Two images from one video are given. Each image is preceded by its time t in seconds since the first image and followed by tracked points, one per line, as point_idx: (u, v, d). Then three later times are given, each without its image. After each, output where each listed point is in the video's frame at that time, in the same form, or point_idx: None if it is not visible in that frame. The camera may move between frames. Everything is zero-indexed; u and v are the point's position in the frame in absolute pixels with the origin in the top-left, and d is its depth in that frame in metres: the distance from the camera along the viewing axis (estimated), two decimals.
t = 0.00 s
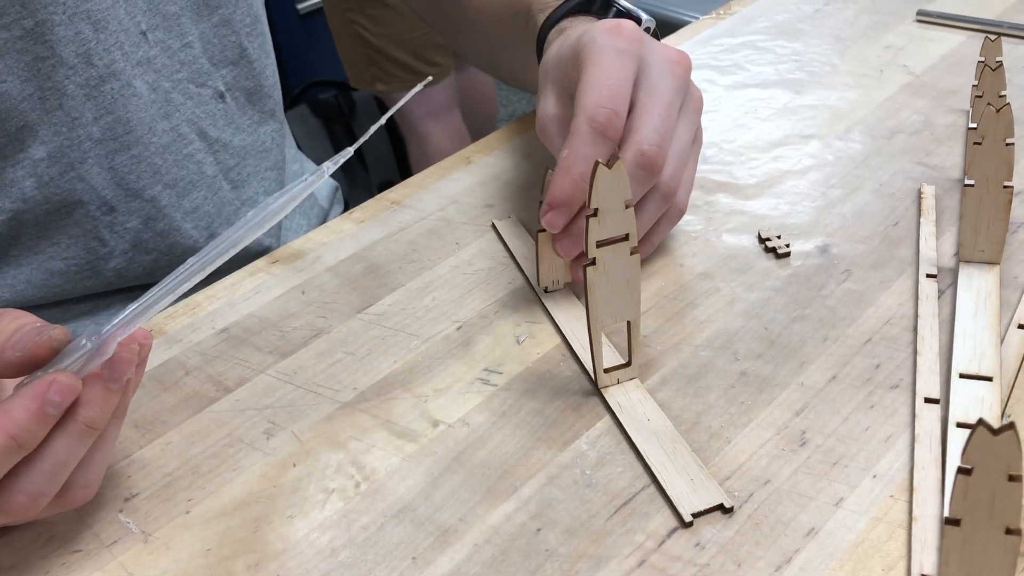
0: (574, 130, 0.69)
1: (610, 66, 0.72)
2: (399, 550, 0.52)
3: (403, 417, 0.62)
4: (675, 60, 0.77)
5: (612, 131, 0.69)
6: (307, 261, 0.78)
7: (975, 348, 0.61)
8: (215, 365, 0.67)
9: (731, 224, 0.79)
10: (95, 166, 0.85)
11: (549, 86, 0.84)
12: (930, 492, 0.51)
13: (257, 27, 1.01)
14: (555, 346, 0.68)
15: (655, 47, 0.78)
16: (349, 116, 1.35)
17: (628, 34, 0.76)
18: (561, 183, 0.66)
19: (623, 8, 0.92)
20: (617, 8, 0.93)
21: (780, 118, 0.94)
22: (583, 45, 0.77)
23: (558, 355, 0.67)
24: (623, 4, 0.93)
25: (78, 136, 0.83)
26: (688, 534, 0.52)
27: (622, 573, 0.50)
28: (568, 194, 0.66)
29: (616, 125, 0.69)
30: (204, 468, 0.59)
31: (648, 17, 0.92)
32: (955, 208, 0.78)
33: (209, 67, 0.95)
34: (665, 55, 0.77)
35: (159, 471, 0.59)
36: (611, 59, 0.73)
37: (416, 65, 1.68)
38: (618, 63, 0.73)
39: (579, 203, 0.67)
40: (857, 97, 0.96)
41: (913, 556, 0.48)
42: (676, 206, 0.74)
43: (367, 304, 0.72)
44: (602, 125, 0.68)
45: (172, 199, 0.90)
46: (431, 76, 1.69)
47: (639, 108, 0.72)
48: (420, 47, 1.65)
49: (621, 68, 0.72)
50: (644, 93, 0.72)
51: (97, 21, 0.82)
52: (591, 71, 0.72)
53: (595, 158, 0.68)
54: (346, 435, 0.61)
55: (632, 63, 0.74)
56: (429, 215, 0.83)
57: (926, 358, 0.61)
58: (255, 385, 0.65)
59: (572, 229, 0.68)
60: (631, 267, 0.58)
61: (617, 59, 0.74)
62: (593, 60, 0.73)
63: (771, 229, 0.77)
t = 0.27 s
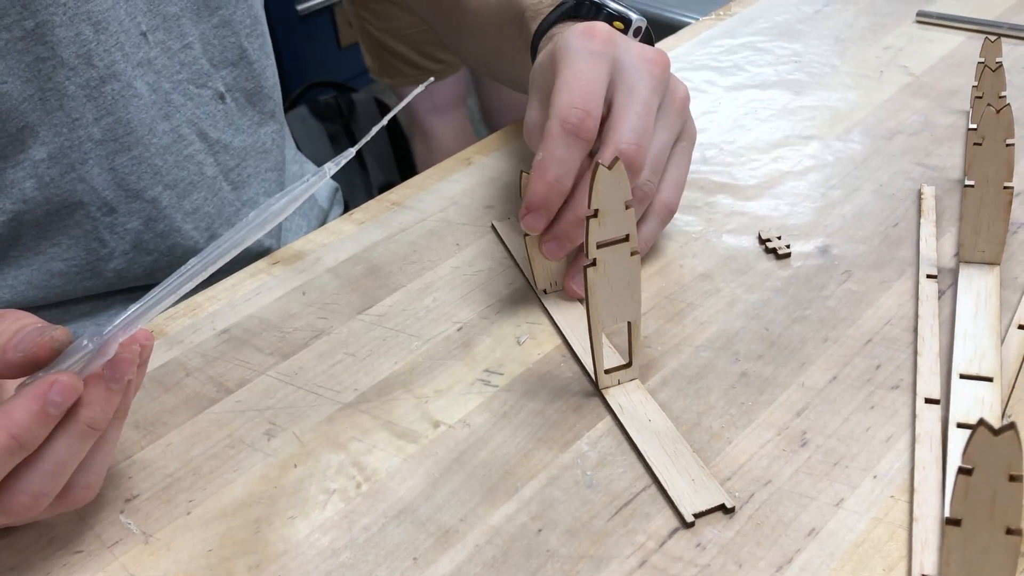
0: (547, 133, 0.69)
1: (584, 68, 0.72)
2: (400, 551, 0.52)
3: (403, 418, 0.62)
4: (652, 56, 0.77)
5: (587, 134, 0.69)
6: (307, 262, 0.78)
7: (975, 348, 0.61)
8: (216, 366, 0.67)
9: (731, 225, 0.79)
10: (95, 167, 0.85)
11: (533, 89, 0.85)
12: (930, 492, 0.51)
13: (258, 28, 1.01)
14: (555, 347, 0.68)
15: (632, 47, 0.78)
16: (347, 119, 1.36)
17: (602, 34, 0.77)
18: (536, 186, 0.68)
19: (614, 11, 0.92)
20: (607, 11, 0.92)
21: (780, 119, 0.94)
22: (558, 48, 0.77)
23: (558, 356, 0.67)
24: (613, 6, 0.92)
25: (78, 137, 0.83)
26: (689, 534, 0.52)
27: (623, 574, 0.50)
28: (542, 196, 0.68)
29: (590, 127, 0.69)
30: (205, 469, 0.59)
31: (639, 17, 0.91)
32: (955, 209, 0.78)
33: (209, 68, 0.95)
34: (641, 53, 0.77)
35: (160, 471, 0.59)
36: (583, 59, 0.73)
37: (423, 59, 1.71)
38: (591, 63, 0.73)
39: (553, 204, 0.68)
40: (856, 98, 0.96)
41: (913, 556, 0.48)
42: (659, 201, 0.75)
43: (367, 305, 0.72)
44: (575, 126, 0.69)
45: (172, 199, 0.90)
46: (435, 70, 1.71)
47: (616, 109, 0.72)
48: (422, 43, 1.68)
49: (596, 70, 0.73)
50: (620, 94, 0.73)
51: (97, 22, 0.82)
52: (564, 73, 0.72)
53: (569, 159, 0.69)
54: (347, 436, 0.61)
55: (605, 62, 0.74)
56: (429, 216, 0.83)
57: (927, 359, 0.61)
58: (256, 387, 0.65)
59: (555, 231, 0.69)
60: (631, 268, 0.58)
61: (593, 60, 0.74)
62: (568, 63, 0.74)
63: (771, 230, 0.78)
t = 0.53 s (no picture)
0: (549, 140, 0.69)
1: (581, 74, 0.72)
2: (399, 552, 0.52)
3: (403, 420, 0.62)
4: (645, 59, 0.78)
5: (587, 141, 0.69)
6: (307, 263, 0.78)
7: (974, 349, 0.61)
8: (215, 368, 0.67)
9: (731, 227, 0.79)
10: (95, 166, 0.85)
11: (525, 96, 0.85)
12: (929, 494, 0.51)
13: (257, 29, 1.01)
14: (554, 349, 0.68)
15: (626, 50, 0.78)
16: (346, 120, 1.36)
17: (595, 40, 0.77)
18: (537, 194, 0.68)
19: (607, 15, 0.91)
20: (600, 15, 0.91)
21: (780, 120, 0.94)
22: (554, 54, 0.78)
23: (557, 357, 0.67)
24: (605, 10, 0.92)
25: (78, 137, 0.83)
26: (689, 536, 0.52)
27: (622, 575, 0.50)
28: (543, 204, 0.68)
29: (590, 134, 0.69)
30: (204, 470, 0.59)
31: (632, 21, 0.91)
32: (954, 210, 0.78)
33: (209, 68, 0.95)
34: (636, 56, 0.77)
35: (159, 473, 0.59)
36: (580, 66, 0.74)
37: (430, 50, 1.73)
38: (588, 69, 0.73)
39: (554, 211, 0.69)
40: (856, 100, 0.96)
41: (912, 558, 0.48)
42: (656, 203, 0.75)
43: (367, 307, 0.72)
44: (578, 134, 0.69)
45: (171, 199, 0.90)
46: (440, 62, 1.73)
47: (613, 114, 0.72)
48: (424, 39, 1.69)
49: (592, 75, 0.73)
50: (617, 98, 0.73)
51: (96, 22, 0.83)
52: (561, 80, 0.73)
53: (571, 166, 0.69)
54: (346, 437, 0.61)
55: (601, 68, 0.74)
56: (429, 217, 0.83)
57: (926, 360, 0.61)
58: (255, 388, 0.65)
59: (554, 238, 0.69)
60: (630, 269, 0.58)
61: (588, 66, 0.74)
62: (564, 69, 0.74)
63: (770, 231, 0.78)
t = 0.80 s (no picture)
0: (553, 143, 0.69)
1: (583, 76, 0.72)
2: (400, 552, 0.52)
3: (404, 419, 0.62)
4: (645, 60, 0.78)
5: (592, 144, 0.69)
6: (308, 263, 0.78)
7: (975, 349, 0.61)
8: (216, 367, 0.67)
9: (732, 226, 0.79)
10: (96, 165, 0.85)
11: (523, 97, 0.85)
12: (930, 493, 0.51)
13: (258, 28, 1.01)
14: (555, 349, 0.68)
15: (626, 51, 0.78)
16: (348, 119, 1.36)
17: (595, 41, 0.77)
18: (542, 196, 0.68)
19: (600, 19, 0.92)
20: (593, 19, 0.92)
21: (780, 119, 0.94)
22: (554, 55, 0.77)
23: (558, 357, 0.67)
24: (598, 14, 0.92)
25: (79, 135, 0.84)
26: (691, 535, 0.52)
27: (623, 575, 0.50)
28: (546, 206, 0.68)
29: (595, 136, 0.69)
30: (205, 470, 0.59)
31: (625, 24, 0.91)
32: (956, 210, 0.78)
33: (210, 67, 0.95)
34: (636, 58, 0.77)
35: (161, 472, 0.59)
36: (582, 67, 0.73)
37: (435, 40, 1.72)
38: (590, 71, 0.73)
39: (558, 213, 0.68)
40: (857, 99, 0.96)
41: (913, 557, 0.48)
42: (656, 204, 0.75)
43: (368, 306, 0.72)
44: (582, 137, 0.68)
45: (172, 198, 0.90)
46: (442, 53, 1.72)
47: (615, 116, 0.72)
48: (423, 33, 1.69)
49: (594, 77, 0.73)
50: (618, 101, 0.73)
51: (97, 21, 0.83)
52: (563, 82, 0.72)
53: (575, 169, 0.68)
54: (347, 436, 0.61)
55: (603, 69, 0.74)
56: (430, 217, 0.83)
57: (927, 359, 0.62)
58: (256, 388, 0.65)
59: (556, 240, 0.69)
60: (631, 268, 0.58)
61: (591, 67, 0.74)
62: (565, 70, 0.73)
63: (771, 231, 0.78)
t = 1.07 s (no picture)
0: (565, 153, 0.68)
1: (598, 87, 0.72)
2: (402, 551, 0.52)
3: (405, 418, 0.62)
4: (659, 72, 0.78)
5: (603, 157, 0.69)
6: (309, 262, 0.78)
7: (977, 348, 0.61)
8: (218, 366, 0.67)
9: (733, 225, 0.79)
10: (98, 164, 0.85)
11: (534, 104, 0.84)
12: (932, 492, 0.51)
13: (261, 26, 1.01)
14: (556, 348, 0.68)
15: (640, 62, 0.78)
16: (349, 118, 1.35)
17: (611, 51, 0.77)
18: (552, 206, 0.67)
19: (609, 20, 0.92)
20: (602, 20, 0.92)
21: (781, 118, 0.94)
22: (568, 62, 0.77)
23: (559, 356, 0.67)
24: (607, 16, 0.93)
25: (81, 134, 0.84)
26: (692, 534, 0.52)
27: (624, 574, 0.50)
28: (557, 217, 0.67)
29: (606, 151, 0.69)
30: (206, 469, 0.59)
31: (634, 27, 0.91)
32: (957, 209, 0.78)
33: (213, 65, 0.95)
34: (650, 70, 0.77)
35: (163, 471, 0.59)
36: (596, 78, 0.73)
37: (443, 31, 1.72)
38: (604, 82, 0.73)
39: (569, 224, 0.67)
40: (858, 98, 0.96)
41: (915, 556, 0.48)
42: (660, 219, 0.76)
43: (369, 305, 0.72)
44: (593, 150, 0.68)
45: (174, 197, 0.90)
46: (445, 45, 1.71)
47: (626, 129, 0.72)
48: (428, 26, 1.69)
49: (608, 89, 0.73)
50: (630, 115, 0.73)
51: (98, 20, 0.83)
52: (577, 93, 0.72)
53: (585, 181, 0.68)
54: (349, 435, 0.61)
55: (617, 81, 0.74)
56: (431, 216, 0.83)
57: (928, 358, 0.61)
58: (258, 387, 0.65)
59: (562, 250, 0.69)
60: (631, 267, 0.58)
61: (605, 78, 0.74)
62: (580, 80, 0.73)
63: (772, 230, 0.77)
